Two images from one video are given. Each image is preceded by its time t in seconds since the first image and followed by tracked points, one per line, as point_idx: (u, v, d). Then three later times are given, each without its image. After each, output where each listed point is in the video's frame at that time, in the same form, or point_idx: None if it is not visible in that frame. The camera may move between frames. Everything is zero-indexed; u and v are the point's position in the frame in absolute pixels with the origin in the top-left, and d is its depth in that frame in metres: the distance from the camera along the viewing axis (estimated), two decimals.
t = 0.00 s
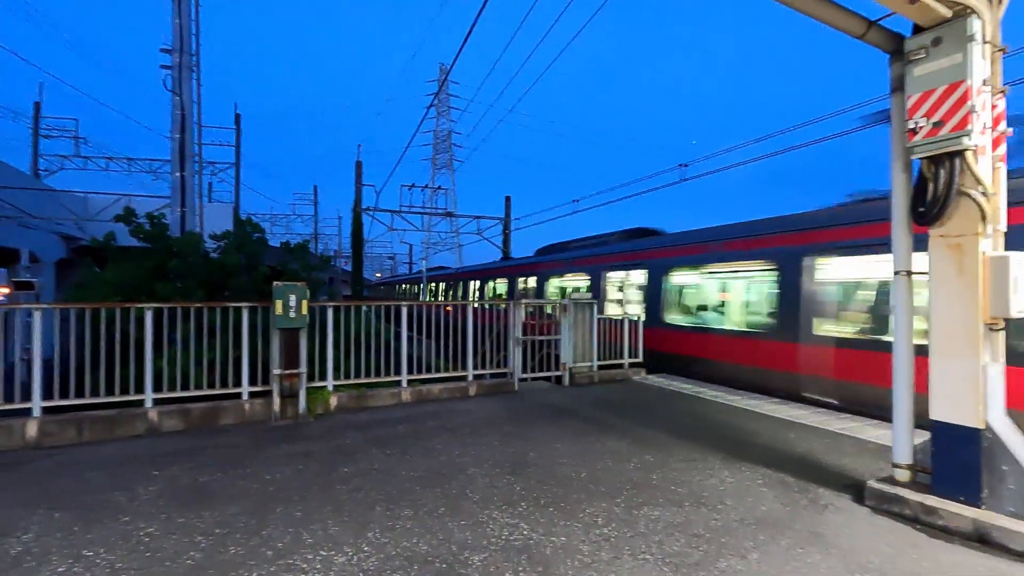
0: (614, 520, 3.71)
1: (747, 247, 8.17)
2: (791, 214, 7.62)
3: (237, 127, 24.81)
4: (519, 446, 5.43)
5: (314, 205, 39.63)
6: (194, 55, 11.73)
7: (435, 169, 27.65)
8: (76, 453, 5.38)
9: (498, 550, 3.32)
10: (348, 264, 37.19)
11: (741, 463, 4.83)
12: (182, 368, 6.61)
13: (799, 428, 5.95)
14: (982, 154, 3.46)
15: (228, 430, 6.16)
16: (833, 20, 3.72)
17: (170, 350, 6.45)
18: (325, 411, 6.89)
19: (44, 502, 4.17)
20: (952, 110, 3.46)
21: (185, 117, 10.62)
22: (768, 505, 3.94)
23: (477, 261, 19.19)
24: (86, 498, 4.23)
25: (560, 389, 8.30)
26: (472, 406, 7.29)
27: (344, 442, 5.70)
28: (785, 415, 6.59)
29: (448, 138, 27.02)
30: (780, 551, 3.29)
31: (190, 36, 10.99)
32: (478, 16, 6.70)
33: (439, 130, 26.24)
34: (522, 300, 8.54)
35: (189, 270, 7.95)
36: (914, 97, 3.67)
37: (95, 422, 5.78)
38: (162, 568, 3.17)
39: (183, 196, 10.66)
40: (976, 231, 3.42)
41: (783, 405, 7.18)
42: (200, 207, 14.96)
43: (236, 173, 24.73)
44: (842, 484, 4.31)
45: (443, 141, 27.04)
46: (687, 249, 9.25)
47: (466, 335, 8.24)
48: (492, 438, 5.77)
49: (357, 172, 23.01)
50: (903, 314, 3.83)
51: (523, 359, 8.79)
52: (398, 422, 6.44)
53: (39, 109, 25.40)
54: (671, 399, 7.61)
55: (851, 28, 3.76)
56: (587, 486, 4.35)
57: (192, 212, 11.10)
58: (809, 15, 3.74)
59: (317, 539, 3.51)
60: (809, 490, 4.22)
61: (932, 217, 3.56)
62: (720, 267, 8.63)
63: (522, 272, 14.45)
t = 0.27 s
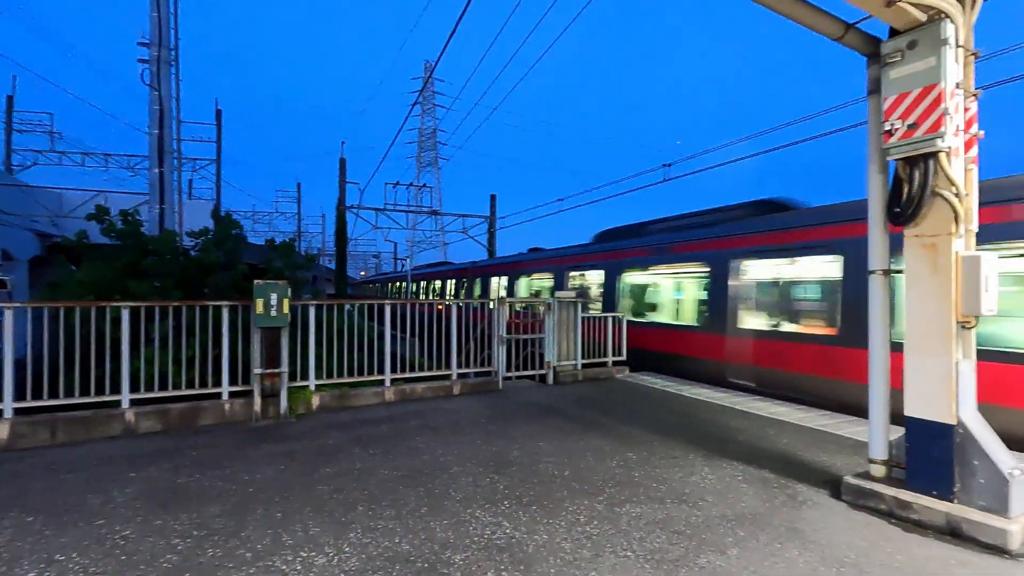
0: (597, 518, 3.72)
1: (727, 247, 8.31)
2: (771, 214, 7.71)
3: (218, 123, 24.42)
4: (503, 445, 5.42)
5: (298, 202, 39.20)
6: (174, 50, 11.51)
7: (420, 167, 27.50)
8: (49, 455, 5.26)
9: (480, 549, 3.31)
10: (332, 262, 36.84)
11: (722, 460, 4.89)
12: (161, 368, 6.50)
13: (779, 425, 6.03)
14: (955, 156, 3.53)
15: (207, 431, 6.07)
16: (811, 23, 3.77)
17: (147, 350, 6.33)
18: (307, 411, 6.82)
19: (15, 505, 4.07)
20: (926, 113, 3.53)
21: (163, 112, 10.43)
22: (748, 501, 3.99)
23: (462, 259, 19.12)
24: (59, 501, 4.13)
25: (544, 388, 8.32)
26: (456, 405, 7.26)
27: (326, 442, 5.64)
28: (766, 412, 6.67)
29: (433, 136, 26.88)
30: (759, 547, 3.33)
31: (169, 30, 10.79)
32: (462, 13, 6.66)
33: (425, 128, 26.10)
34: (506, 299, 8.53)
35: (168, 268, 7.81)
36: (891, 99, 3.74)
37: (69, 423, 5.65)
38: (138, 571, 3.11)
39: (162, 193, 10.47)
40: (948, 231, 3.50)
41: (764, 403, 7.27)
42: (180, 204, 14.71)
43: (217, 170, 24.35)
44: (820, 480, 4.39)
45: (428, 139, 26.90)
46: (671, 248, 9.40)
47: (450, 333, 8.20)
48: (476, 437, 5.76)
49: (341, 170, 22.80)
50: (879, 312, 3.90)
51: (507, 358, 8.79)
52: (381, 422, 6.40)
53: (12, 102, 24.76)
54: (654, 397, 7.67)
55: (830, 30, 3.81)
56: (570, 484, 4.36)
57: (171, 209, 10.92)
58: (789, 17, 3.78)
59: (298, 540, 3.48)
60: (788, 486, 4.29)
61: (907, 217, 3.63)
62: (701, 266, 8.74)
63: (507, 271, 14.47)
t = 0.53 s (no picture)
0: (577, 518, 3.74)
1: (705, 248, 8.44)
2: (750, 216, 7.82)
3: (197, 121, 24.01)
4: (485, 446, 5.41)
5: (279, 202, 38.73)
6: (150, 47, 11.30)
7: (404, 167, 27.35)
8: (18, 461, 5.12)
9: (461, 551, 3.30)
10: (314, 263, 36.45)
11: (702, 460, 4.94)
12: (136, 371, 6.36)
13: (759, 425, 6.10)
14: (927, 161, 3.61)
15: (184, 434, 5.96)
16: (788, 29, 3.83)
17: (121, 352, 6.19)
18: (287, 414, 6.73)
19: None
20: (899, 118, 3.61)
21: (139, 110, 10.22)
22: (727, 500, 4.03)
23: (445, 261, 19.06)
24: (29, 508, 4.02)
25: (527, 389, 8.32)
26: (438, 406, 7.23)
27: (306, 445, 5.58)
28: (746, 412, 6.75)
29: (417, 136, 26.77)
30: (738, 545, 3.37)
31: (146, 25, 10.60)
32: (446, 14, 6.65)
33: (408, 128, 26.01)
34: (489, 300, 8.51)
35: (143, 269, 7.66)
36: (865, 105, 3.81)
37: (40, 428, 5.50)
38: None
39: (137, 192, 10.27)
40: (920, 234, 3.58)
41: (744, 402, 7.36)
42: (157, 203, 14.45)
43: (196, 169, 23.93)
44: (797, 478, 4.45)
45: (411, 139, 26.78)
46: (649, 250, 9.51)
47: (432, 334, 8.17)
48: (458, 438, 5.74)
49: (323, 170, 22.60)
50: (854, 313, 3.97)
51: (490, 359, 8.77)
52: (362, 424, 6.34)
53: None
54: (636, 397, 7.71)
55: (806, 36, 3.88)
56: (552, 485, 4.37)
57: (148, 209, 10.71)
58: (767, 23, 3.84)
59: (276, 544, 3.43)
60: (766, 485, 4.34)
61: (881, 220, 3.71)
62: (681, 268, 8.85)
63: (490, 272, 14.48)
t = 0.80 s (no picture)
0: (566, 521, 3.74)
1: (691, 251, 8.52)
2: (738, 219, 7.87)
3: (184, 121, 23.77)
4: (474, 449, 5.40)
5: (268, 203, 38.44)
6: (136, 45, 11.18)
7: (394, 169, 27.26)
8: None
9: (449, 555, 3.28)
10: (303, 265, 36.20)
11: (690, 461, 4.96)
12: (120, 374, 6.28)
13: (746, 426, 6.15)
14: (910, 164, 3.66)
15: (169, 438, 5.89)
16: (775, 34, 3.87)
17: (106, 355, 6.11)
18: (275, 417, 6.68)
19: None
20: (882, 122, 3.66)
21: (125, 109, 10.10)
22: (715, 502, 4.05)
23: (436, 263, 19.02)
24: (8, 514, 3.95)
25: (517, 391, 8.32)
26: (428, 409, 7.20)
27: (294, 448, 5.53)
28: (734, 413, 6.79)
29: (408, 137, 26.71)
30: (725, 546, 3.38)
31: (132, 25, 10.49)
32: (437, 15, 6.64)
33: (399, 130, 25.93)
34: (478, 302, 8.48)
35: (128, 270, 7.56)
36: (850, 109, 3.86)
37: (21, 432, 5.41)
38: None
39: (123, 192, 10.15)
40: (904, 238, 3.62)
41: (732, 403, 7.40)
42: (143, 204, 14.28)
43: (183, 169, 23.69)
44: (784, 479, 4.48)
45: (402, 141, 26.72)
46: (637, 252, 9.58)
47: (422, 336, 8.14)
48: (447, 441, 5.72)
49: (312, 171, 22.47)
50: (840, 316, 4.01)
51: (480, 361, 8.75)
52: (351, 427, 6.30)
53: None
54: (625, 399, 7.72)
55: (792, 41, 3.92)
56: (541, 487, 4.37)
57: (133, 209, 10.58)
58: (754, 28, 3.88)
59: (261, 549, 3.39)
60: (753, 486, 4.37)
61: (865, 223, 3.75)
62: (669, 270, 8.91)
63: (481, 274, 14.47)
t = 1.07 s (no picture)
0: (551, 521, 3.74)
1: (676, 252, 8.57)
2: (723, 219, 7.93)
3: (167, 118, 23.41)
4: (460, 450, 5.38)
5: (253, 203, 38.03)
6: (117, 42, 10.99)
7: (382, 169, 27.11)
8: None
9: (433, 556, 3.27)
10: (289, 265, 35.86)
11: (676, 460, 4.99)
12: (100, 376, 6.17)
13: (731, 425, 6.20)
14: (889, 167, 3.71)
15: (150, 440, 5.80)
16: (757, 36, 3.91)
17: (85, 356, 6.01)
18: (259, 418, 6.60)
19: None
20: (863, 125, 3.71)
21: (106, 107, 9.93)
22: (699, 501, 4.08)
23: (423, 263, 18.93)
24: None
25: (504, 391, 8.31)
26: (414, 409, 7.17)
27: (278, 450, 5.48)
28: (719, 412, 6.84)
29: (395, 137, 26.57)
30: (708, 545, 3.41)
31: (113, 21, 10.31)
32: (423, 14, 6.60)
33: (386, 129, 25.81)
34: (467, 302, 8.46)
35: (109, 270, 7.43)
36: (831, 112, 3.91)
37: None
38: None
39: (104, 191, 9.97)
40: (883, 239, 3.67)
41: (717, 403, 7.46)
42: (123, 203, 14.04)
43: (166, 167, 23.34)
44: (768, 478, 4.52)
45: (389, 140, 26.57)
46: (624, 252, 9.60)
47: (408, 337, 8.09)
48: (433, 442, 5.69)
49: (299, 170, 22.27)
50: (821, 315, 4.06)
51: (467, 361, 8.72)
52: (336, 428, 6.25)
53: None
54: (611, 399, 7.74)
55: (774, 43, 3.96)
56: (526, 488, 4.37)
57: (115, 208, 10.40)
58: (737, 30, 3.91)
59: (243, 552, 3.36)
60: (737, 484, 4.41)
61: (846, 224, 3.80)
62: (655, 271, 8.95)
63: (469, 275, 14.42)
